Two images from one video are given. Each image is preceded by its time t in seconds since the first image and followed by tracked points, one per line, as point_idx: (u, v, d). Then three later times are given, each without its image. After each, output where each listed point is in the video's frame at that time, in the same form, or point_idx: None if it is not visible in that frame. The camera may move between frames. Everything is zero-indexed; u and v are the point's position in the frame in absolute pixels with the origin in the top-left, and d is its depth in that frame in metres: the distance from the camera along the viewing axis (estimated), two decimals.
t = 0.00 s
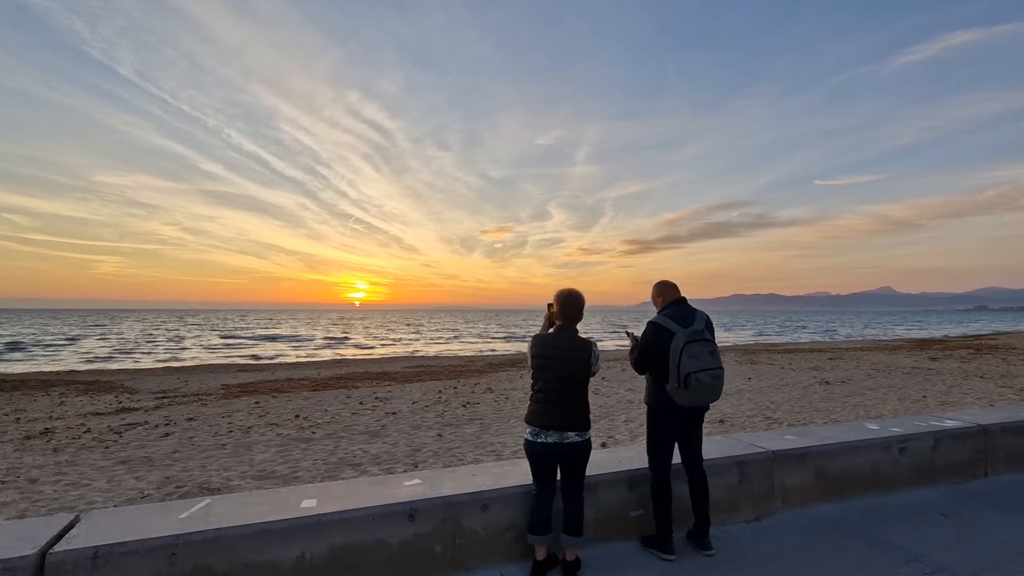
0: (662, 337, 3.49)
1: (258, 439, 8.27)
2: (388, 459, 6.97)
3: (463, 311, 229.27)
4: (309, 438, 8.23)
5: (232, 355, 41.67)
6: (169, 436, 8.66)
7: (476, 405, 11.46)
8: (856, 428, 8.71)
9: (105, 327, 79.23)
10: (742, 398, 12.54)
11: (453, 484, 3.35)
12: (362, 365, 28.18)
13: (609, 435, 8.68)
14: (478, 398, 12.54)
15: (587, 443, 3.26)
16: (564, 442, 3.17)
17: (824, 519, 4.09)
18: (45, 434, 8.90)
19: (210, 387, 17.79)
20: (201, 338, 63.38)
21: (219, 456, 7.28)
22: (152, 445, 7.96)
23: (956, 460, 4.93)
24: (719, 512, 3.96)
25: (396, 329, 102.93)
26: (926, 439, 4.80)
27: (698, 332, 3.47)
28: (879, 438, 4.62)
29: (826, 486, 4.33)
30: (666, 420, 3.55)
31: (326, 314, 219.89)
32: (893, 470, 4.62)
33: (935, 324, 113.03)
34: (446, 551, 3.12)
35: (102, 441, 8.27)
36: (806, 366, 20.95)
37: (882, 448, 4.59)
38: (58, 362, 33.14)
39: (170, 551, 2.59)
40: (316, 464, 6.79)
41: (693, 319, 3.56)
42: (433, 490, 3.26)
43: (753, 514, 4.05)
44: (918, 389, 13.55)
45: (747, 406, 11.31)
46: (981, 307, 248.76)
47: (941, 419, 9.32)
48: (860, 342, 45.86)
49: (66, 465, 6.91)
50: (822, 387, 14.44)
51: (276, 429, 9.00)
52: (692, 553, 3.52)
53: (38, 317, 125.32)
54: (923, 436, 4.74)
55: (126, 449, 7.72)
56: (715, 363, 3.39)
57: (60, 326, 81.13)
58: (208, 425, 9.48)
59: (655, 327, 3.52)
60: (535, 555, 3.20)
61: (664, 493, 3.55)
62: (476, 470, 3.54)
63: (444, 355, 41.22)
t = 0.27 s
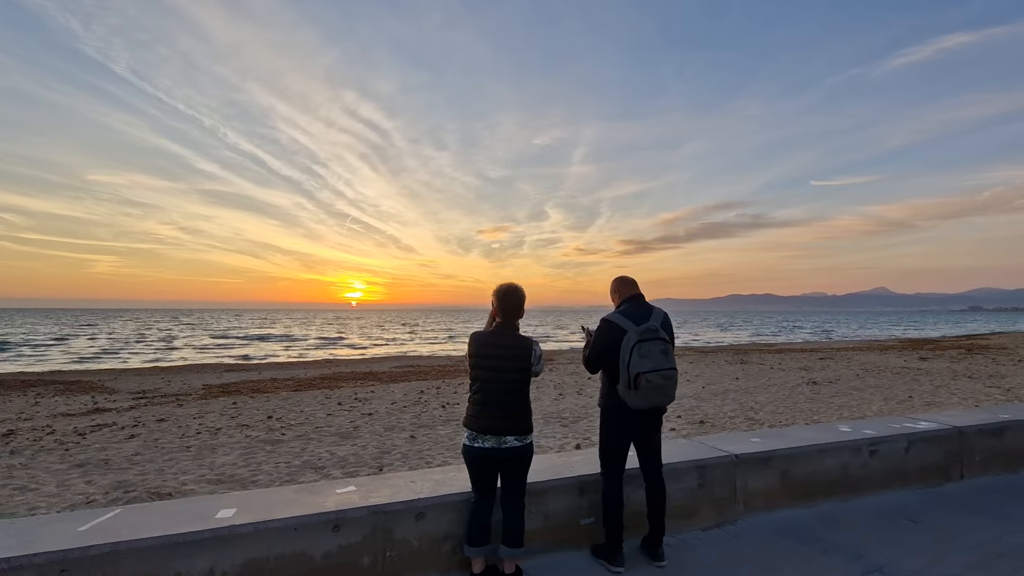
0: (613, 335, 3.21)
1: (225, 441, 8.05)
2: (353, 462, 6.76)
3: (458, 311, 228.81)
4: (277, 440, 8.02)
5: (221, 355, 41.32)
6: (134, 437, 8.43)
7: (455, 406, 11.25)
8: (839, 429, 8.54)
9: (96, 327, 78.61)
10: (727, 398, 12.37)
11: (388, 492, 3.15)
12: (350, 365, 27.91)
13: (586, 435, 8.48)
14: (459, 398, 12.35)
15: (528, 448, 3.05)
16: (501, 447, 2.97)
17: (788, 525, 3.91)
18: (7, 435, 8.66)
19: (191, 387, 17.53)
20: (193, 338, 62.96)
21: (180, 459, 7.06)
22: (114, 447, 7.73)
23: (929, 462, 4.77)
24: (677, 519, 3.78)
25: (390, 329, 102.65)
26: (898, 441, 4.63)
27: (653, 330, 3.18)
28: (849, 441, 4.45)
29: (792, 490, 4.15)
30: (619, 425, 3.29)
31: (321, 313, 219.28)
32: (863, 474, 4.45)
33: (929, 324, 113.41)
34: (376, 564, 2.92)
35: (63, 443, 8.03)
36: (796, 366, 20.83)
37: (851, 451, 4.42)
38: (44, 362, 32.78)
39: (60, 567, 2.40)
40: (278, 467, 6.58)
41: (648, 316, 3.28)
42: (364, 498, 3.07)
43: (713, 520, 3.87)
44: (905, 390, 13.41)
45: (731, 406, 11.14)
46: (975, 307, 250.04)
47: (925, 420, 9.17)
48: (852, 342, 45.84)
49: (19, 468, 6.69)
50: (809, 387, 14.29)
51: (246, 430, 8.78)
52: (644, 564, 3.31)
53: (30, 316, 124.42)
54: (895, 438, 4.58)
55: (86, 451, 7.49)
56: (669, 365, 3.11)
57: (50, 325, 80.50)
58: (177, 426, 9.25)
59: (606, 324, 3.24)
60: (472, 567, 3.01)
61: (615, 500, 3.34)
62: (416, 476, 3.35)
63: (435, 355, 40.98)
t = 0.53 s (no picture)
0: (554, 346, 3.02)
1: (190, 447, 7.85)
2: (317, 470, 6.58)
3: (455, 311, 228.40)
4: (244, 446, 7.83)
5: (213, 356, 41.07)
6: (99, 443, 8.22)
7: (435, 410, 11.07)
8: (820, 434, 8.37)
9: (88, 327, 78.07)
10: (712, 401, 12.21)
11: (315, 510, 2.98)
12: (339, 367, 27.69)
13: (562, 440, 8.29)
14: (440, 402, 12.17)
15: (460, 464, 2.87)
16: (429, 463, 2.78)
17: (747, 541, 3.75)
18: None
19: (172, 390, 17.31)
20: (185, 338, 62.60)
21: (140, 466, 6.86)
22: (74, 454, 7.52)
23: (900, 473, 4.62)
24: (631, 535, 3.61)
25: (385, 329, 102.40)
26: (867, 451, 4.48)
27: (596, 341, 2.98)
28: (815, 451, 4.30)
29: (753, 504, 4.00)
30: (561, 438, 3.09)
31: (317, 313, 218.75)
32: (830, 485, 4.30)
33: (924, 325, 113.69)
34: None
35: (24, 449, 7.83)
36: (785, 368, 20.72)
37: (817, 462, 4.27)
38: (31, 363, 32.52)
39: None
40: (238, 475, 6.40)
41: (593, 325, 3.07)
42: (287, 517, 2.89)
43: (669, 536, 3.70)
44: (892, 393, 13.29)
45: (714, 410, 10.97)
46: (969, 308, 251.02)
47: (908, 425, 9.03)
48: (846, 343, 45.82)
49: None
50: (796, 390, 14.15)
51: (214, 436, 8.58)
52: None
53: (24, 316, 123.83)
54: (863, 448, 4.42)
55: (44, 459, 7.28)
56: (611, 378, 2.92)
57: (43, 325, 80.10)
58: (146, 431, 9.05)
59: (547, 333, 3.04)
60: None
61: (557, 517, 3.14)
62: (348, 493, 3.16)
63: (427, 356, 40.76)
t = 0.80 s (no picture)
0: (485, 344, 2.86)
1: (154, 448, 7.66)
2: (278, 472, 6.40)
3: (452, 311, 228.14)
4: (210, 447, 7.64)
5: (203, 355, 40.79)
6: (62, 444, 8.03)
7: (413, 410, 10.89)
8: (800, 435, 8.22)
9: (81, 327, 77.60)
10: (696, 401, 12.06)
11: (232, 515, 2.81)
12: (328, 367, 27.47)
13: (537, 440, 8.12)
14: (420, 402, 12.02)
15: (380, 467, 2.69)
16: (345, 466, 2.61)
17: (700, 546, 3.59)
18: None
19: (154, 389, 17.10)
20: (178, 338, 62.26)
21: (97, 468, 6.67)
22: (34, 455, 7.33)
23: (869, 474, 4.46)
24: (578, 540, 3.45)
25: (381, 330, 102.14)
26: (832, 452, 4.33)
27: (528, 337, 2.82)
28: (777, 452, 4.15)
29: (710, 507, 3.84)
30: (493, 438, 2.94)
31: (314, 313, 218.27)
32: (792, 488, 4.14)
33: (920, 325, 113.88)
34: None
35: None
36: (775, 367, 20.59)
37: (779, 463, 4.12)
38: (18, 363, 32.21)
39: None
40: (196, 477, 6.21)
41: (527, 320, 2.91)
42: (200, 523, 2.72)
43: (618, 542, 3.54)
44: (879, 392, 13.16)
45: (697, 410, 10.82)
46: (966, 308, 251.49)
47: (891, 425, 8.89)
48: (840, 343, 45.77)
49: None
50: (783, 389, 14.01)
51: (182, 436, 8.40)
52: None
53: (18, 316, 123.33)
54: (828, 449, 4.28)
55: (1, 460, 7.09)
56: (543, 377, 2.76)
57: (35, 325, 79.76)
58: (114, 431, 8.86)
59: (478, 330, 2.89)
60: None
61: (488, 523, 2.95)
62: (271, 498, 3.00)
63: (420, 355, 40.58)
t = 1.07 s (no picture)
0: (408, 351, 2.70)
1: (117, 454, 7.46)
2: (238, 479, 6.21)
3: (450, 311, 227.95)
4: (174, 453, 7.44)
5: (194, 355, 40.50)
6: (24, 449, 7.83)
7: (392, 412, 10.68)
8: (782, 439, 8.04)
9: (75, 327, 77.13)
10: (681, 403, 11.89)
11: (139, 534, 2.63)
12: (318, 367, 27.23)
13: (512, 443, 7.92)
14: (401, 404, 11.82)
15: (292, 483, 2.51)
16: (252, 483, 2.43)
17: (654, 562, 3.41)
18: None
19: (135, 391, 16.85)
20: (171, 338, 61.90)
21: (53, 475, 6.47)
22: None
23: (838, 484, 4.29)
24: (522, 556, 3.27)
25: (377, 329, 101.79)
26: (799, 460, 4.16)
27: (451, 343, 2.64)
28: (740, 461, 3.97)
29: (667, 520, 3.66)
30: (421, 450, 2.76)
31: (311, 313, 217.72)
32: (756, 499, 3.97)
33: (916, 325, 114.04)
34: None
35: None
36: (766, 368, 20.43)
37: (742, 473, 3.94)
38: (4, 364, 31.81)
39: None
40: (152, 485, 6.02)
41: (454, 324, 2.73)
42: (102, 543, 2.53)
43: (566, 557, 3.36)
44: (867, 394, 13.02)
45: (680, 412, 10.65)
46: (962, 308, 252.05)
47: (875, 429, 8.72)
48: (834, 343, 45.70)
49: None
50: (771, 391, 13.85)
51: (149, 441, 8.20)
52: None
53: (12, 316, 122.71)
54: (794, 457, 4.10)
55: None
56: (467, 385, 2.59)
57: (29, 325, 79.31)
58: (80, 436, 8.65)
59: (401, 337, 2.73)
60: None
61: (416, 541, 2.77)
62: (187, 515, 2.82)
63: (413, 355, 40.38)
